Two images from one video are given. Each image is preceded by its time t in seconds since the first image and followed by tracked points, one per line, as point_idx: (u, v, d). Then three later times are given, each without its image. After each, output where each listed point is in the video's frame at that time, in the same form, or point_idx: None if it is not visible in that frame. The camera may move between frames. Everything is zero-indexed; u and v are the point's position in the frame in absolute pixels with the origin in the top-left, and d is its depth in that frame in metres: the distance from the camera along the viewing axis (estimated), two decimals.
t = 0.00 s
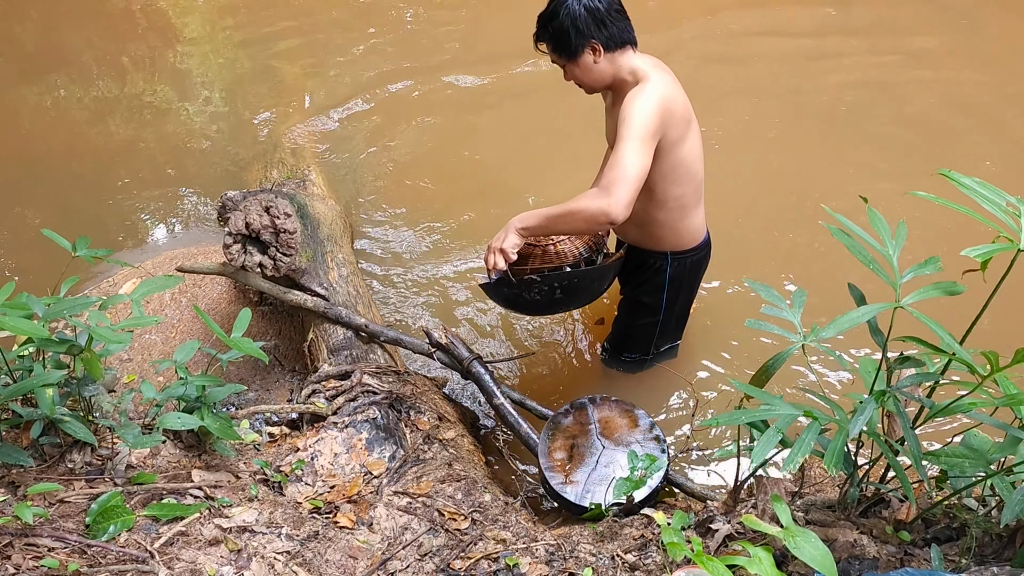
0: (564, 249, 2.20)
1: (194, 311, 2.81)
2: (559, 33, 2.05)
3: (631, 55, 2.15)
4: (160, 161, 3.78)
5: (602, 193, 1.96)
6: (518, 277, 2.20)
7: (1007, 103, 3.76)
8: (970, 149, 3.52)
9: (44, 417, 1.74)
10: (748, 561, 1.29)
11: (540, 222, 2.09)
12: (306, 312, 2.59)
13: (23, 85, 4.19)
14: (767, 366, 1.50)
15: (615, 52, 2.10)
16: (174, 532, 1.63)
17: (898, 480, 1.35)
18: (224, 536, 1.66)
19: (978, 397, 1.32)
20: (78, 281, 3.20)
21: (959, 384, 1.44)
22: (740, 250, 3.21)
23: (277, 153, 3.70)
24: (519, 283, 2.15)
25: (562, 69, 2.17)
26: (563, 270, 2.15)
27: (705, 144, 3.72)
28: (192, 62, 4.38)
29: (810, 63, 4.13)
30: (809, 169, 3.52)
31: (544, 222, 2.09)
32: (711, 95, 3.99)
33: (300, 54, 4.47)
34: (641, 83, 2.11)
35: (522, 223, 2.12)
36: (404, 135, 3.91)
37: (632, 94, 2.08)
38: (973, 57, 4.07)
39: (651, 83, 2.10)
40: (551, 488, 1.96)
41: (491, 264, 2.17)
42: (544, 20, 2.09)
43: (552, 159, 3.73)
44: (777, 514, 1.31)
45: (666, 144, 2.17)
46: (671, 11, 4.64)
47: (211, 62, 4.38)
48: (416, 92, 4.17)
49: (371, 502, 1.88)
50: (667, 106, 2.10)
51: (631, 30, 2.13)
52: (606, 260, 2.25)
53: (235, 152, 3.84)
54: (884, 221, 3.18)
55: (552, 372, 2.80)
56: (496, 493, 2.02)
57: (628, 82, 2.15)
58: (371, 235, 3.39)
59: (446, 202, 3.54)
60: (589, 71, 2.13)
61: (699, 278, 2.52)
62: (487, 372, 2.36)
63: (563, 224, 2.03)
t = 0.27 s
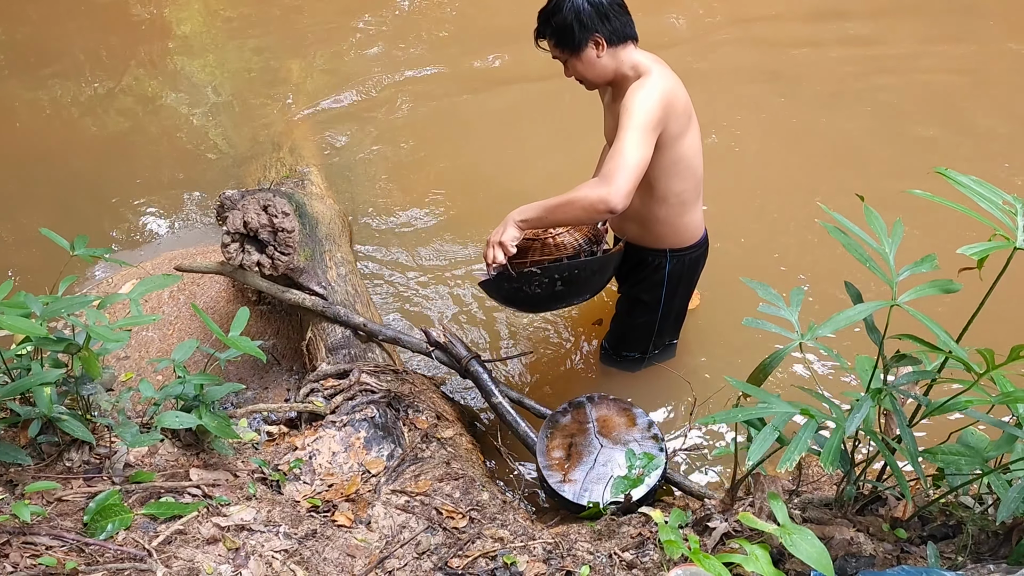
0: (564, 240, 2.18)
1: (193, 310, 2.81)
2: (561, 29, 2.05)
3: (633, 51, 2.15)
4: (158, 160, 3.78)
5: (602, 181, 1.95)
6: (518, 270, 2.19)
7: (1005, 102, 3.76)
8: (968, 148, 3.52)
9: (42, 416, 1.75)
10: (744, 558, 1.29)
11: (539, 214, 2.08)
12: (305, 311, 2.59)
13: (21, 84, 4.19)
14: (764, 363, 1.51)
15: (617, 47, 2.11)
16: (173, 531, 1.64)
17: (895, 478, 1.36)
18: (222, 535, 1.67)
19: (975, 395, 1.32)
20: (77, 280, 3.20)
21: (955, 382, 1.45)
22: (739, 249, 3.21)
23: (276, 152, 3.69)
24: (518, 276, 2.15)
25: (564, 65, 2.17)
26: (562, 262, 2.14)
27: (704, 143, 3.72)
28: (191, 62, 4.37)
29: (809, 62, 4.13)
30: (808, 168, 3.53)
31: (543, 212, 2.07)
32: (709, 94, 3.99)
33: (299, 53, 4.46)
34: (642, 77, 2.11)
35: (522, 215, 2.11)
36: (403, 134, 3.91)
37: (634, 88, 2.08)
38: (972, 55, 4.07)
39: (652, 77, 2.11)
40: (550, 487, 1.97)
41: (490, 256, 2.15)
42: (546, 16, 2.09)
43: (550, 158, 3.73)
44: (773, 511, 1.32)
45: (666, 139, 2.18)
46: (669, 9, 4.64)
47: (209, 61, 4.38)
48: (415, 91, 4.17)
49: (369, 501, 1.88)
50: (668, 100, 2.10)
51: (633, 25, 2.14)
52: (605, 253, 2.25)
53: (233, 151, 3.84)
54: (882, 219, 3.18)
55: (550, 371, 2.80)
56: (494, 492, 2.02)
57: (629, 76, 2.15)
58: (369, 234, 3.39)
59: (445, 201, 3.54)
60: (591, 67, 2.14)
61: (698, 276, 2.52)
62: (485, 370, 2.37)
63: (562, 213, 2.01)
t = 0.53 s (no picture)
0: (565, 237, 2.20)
1: (193, 310, 2.81)
2: (564, 27, 2.06)
3: (634, 49, 2.16)
4: (158, 160, 3.79)
5: (604, 175, 1.95)
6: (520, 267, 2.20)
7: (1004, 103, 3.76)
8: (968, 148, 3.53)
9: (42, 416, 1.75)
10: (743, 559, 1.29)
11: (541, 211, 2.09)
12: (304, 312, 2.59)
13: (21, 84, 4.19)
14: (763, 364, 1.51)
15: (619, 45, 2.12)
16: (173, 531, 1.64)
17: (893, 479, 1.36)
18: (222, 535, 1.67)
19: (973, 396, 1.33)
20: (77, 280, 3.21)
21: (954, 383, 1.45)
22: (738, 249, 3.22)
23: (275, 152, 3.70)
24: (522, 272, 2.15)
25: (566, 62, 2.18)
26: (564, 257, 2.17)
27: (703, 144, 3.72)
28: (191, 63, 4.38)
29: (809, 62, 4.14)
30: (807, 169, 3.53)
31: (545, 208, 2.07)
32: (709, 95, 4.00)
33: (299, 53, 4.47)
34: (644, 75, 2.12)
35: (524, 211, 2.11)
36: (402, 134, 3.91)
37: (636, 84, 2.09)
38: (971, 56, 4.08)
39: (654, 74, 2.11)
40: (549, 487, 1.97)
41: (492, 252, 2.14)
42: (548, 14, 2.09)
43: (550, 159, 3.73)
44: (772, 512, 1.32)
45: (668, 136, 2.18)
46: (669, 10, 4.64)
47: (209, 62, 4.39)
48: (415, 92, 4.17)
49: (369, 501, 1.88)
50: (670, 96, 2.11)
51: (634, 24, 2.16)
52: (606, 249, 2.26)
53: (233, 151, 3.84)
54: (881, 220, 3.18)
55: (549, 371, 2.80)
56: (494, 492, 2.02)
57: (630, 74, 2.16)
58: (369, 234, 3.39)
59: (444, 201, 3.54)
60: (594, 65, 2.14)
61: (698, 275, 2.53)
62: (484, 371, 2.37)
63: (563, 207, 2.01)
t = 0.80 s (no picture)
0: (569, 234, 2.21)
1: (193, 310, 2.81)
2: (565, 26, 2.06)
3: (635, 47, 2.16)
4: (158, 160, 3.79)
5: (607, 171, 1.95)
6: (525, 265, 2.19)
7: (1003, 103, 3.77)
8: (967, 149, 3.53)
9: (42, 416, 1.75)
10: (743, 558, 1.30)
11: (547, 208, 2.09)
12: (304, 312, 2.59)
13: (21, 84, 4.20)
14: (763, 364, 1.51)
15: (620, 43, 2.12)
16: (173, 531, 1.64)
17: (893, 479, 1.36)
18: (222, 535, 1.67)
19: (973, 397, 1.33)
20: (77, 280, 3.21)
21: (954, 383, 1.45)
22: (738, 250, 3.22)
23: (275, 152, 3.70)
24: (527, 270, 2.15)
25: (567, 61, 2.17)
26: (570, 254, 2.17)
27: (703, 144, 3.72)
28: (191, 63, 4.38)
29: (808, 63, 4.14)
30: (807, 169, 3.53)
31: (549, 205, 2.07)
32: (709, 95, 4.00)
33: (298, 53, 4.47)
34: (645, 71, 2.12)
35: (529, 209, 2.11)
36: (402, 134, 3.91)
37: (638, 81, 2.09)
38: (971, 57, 4.08)
39: (655, 70, 2.11)
40: (549, 487, 1.97)
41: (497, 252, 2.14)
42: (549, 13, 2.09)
43: (550, 159, 3.73)
44: (772, 512, 1.32)
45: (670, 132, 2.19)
46: (669, 10, 4.64)
47: (209, 62, 4.39)
48: (415, 92, 4.17)
49: (369, 501, 1.89)
50: (672, 92, 2.11)
51: (634, 23, 2.16)
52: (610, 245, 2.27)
53: (233, 151, 3.85)
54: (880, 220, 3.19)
55: (550, 371, 2.80)
56: (494, 492, 2.03)
57: (631, 71, 2.16)
58: (369, 234, 3.39)
59: (444, 201, 3.54)
60: (595, 63, 2.14)
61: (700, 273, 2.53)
62: (484, 371, 2.37)
63: (567, 203, 2.01)
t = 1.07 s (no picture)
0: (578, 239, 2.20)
1: (194, 311, 2.81)
2: (569, 24, 2.05)
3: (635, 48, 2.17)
4: (158, 161, 3.79)
5: (618, 178, 1.97)
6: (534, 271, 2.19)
7: (1002, 104, 3.77)
8: (966, 150, 3.53)
9: (42, 417, 1.75)
10: (743, 559, 1.30)
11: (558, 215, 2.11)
12: (304, 312, 2.59)
13: (21, 84, 4.20)
14: (763, 365, 1.51)
15: (621, 45, 2.13)
16: (173, 532, 1.64)
17: (893, 480, 1.36)
18: (222, 536, 1.67)
19: (972, 398, 1.33)
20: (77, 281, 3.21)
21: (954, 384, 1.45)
22: (738, 250, 3.22)
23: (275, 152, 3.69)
24: (537, 276, 2.14)
25: (569, 62, 2.17)
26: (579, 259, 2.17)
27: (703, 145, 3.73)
28: (191, 63, 4.38)
29: (808, 63, 4.14)
30: (807, 170, 3.53)
31: (560, 212, 2.08)
32: (708, 96, 4.00)
33: (298, 54, 4.47)
34: (646, 73, 2.13)
35: (539, 216, 2.12)
36: (402, 135, 3.92)
37: (641, 84, 2.11)
38: (969, 57, 4.08)
39: (657, 72, 2.13)
40: (549, 488, 1.98)
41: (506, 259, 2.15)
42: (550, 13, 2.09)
43: (549, 159, 3.74)
44: (771, 513, 1.33)
45: (673, 132, 2.20)
46: (668, 10, 4.64)
47: (209, 63, 4.39)
48: (415, 93, 4.17)
49: (369, 502, 1.89)
50: (674, 93, 2.13)
51: (637, 25, 2.16)
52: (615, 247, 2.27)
53: (233, 152, 3.85)
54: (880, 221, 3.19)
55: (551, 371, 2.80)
56: (494, 493, 2.03)
57: (632, 73, 2.17)
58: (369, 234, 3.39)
59: (444, 202, 3.54)
60: (596, 64, 2.14)
61: (700, 270, 2.54)
62: (484, 371, 2.37)
63: (580, 211, 2.02)
